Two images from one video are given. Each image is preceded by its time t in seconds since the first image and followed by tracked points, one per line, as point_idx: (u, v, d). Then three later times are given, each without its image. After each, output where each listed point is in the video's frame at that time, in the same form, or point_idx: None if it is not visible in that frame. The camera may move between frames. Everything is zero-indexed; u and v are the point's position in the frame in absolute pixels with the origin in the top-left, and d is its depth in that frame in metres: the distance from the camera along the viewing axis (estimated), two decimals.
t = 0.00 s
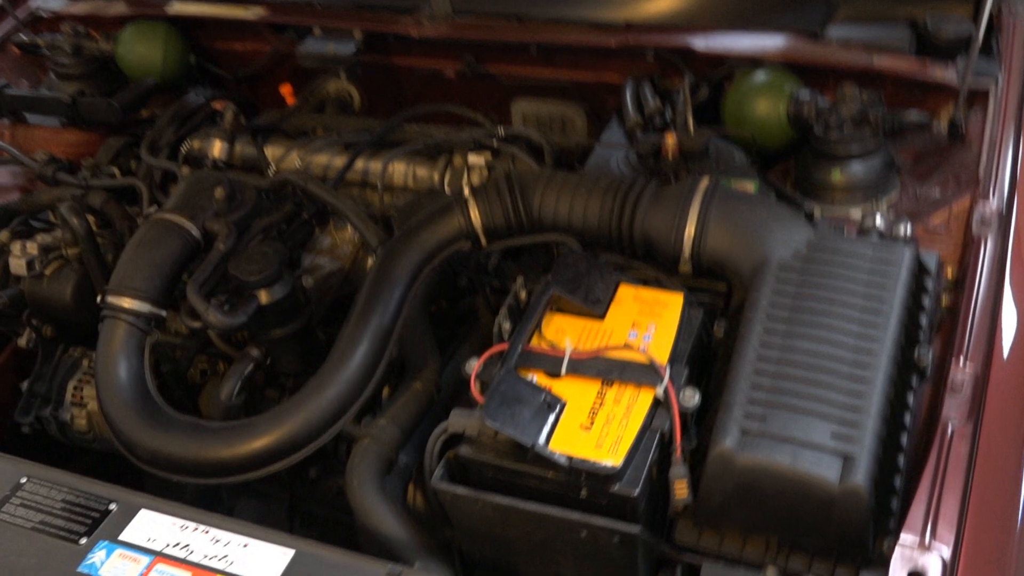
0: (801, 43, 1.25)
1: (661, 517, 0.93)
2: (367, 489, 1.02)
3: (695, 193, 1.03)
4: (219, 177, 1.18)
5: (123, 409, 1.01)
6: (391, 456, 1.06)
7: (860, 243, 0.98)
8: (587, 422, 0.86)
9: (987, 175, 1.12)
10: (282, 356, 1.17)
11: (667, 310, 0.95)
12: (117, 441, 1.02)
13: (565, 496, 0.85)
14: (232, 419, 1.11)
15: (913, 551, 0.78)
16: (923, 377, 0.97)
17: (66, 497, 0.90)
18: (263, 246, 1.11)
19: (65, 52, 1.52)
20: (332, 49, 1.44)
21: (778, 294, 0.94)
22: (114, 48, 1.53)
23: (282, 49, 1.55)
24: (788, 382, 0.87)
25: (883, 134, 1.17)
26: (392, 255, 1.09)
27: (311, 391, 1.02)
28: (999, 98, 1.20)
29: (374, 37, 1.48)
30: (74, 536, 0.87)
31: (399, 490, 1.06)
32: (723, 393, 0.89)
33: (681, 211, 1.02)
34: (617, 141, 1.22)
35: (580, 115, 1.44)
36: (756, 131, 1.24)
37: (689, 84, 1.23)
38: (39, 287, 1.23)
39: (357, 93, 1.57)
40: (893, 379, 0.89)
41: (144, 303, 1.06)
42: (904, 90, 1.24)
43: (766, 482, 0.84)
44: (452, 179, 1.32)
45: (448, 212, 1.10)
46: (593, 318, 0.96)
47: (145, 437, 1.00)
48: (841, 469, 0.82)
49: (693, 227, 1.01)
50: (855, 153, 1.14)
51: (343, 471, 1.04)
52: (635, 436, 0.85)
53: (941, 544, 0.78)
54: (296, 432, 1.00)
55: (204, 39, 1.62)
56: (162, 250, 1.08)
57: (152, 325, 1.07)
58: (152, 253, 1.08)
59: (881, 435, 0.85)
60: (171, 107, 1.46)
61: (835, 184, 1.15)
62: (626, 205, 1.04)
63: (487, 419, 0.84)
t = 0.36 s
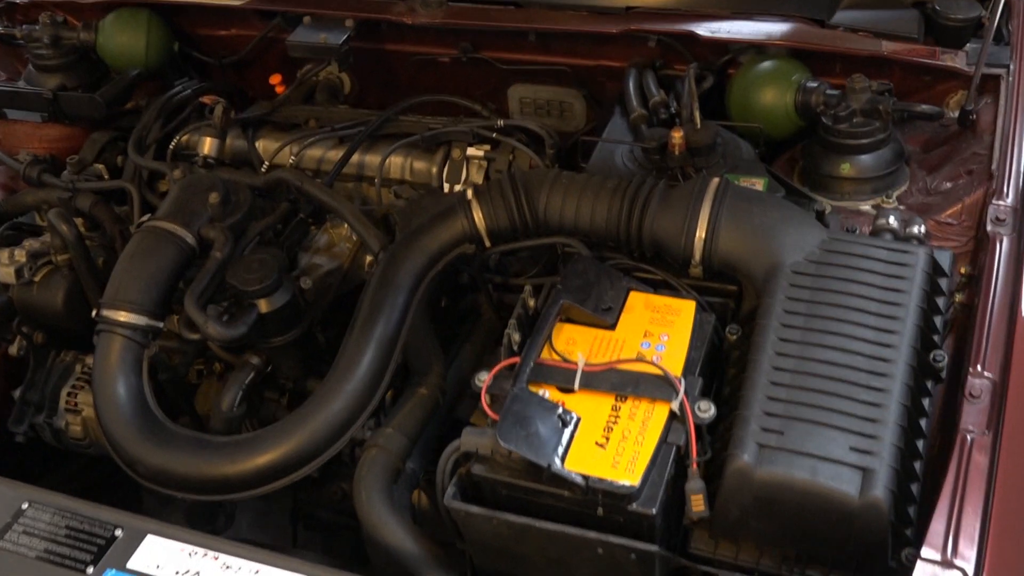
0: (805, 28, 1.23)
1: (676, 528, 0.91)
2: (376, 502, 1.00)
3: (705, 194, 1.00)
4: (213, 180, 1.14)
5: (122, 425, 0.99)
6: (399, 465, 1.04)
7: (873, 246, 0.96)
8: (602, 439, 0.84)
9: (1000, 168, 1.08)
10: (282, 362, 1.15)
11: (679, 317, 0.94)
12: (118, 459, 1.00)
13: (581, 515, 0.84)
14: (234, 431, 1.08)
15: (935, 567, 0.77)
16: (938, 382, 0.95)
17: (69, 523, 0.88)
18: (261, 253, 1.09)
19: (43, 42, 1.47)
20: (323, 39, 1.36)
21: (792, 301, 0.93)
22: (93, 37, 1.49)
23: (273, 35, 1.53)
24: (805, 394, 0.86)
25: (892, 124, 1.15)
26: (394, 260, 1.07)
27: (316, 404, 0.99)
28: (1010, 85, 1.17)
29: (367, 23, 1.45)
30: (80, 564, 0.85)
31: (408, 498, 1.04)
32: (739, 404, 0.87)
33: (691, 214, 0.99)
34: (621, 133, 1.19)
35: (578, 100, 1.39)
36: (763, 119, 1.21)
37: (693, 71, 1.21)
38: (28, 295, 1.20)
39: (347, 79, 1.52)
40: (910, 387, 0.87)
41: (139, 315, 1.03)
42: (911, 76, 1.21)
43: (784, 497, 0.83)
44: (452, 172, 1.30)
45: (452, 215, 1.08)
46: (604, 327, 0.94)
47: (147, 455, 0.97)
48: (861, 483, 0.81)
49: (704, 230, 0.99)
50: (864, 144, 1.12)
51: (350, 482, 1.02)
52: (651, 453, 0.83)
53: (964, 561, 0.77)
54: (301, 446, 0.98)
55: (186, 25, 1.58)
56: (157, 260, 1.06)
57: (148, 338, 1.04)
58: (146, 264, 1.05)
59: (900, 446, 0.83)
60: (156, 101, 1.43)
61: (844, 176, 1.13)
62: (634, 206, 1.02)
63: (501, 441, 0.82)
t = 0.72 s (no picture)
0: (815, 21, 1.20)
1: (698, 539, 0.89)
2: (393, 517, 0.98)
3: (719, 198, 0.98)
4: (213, 186, 1.12)
5: (129, 443, 0.97)
6: (413, 475, 1.02)
7: (891, 250, 0.94)
8: (620, 458, 0.83)
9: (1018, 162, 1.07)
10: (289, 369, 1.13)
11: (695, 327, 0.92)
12: (125, 477, 0.98)
13: (600, 535, 0.83)
14: (242, 443, 1.06)
15: None
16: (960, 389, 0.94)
17: (77, 550, 0.87)
18: (264, 262, 1.06)
19: (30, 39, 1.44)
20: (320, 35, 1.35)
21: (809, 310, 0.91)
22: (81, 32, 1.45)
23: (270, 27, 1.50)
24: (825, 407, 0.84)
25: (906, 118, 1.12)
26: (401, 269, 1.05)
27: (325, 418, 0.98)
28: None
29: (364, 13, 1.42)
30: None
31: (422, 507, 1.02)
32: (758, 419, 0.86)
33: (705, 219, 0.97)
34: (630, 130, 1.17)
35: (584, 88, 1.38)
36: (772, 114, 1.19)
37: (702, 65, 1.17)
38: (25, 304, 1.17)
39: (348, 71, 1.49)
40: (932, 398, 0.86)
41: (140, 331, 1.01)
42: (924, 65, 1.19)
43: (806, 514, 0.81)
44: (456, 168, 1.28)
45: (458, 221, 1.05)
46: (618, 339, 0.92)
47: (154, 471, 0.96)
48: (883, 499, 0.80)
49: (718, 236, 0.97)
50: (878, 140, 1.09)
51: (361, 495, 1.00)
52: (671, 472, 0.81)
53: None
54: (312, 461, 0.96)
55: (178, 16, 1.55)
56: (156, 273, 1.03)
57: (150, 352, 1.03)
58: (146, 277, 1.03)
59: (923, 460, 0.82)
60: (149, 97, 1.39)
61: (858, 172, 1.11)
62: (646, 211, 0.99)
63: (517, 463, 0.81)
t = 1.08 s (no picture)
0: (826, 16, 1.18)
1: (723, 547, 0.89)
2: (411, 527, 0.97)
3: (735, 202, 0.96)
4: (218, 191, 1.10)
5: (141, 458, 0.96)
6: (430, 485, 1.01)
7: (912, 254, 0.93)
8: (642, 471, 0.82)
9: None
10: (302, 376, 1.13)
11: (715, 335, 0.90)
12: (138, 493, 0.97)
13: (626, 549, 0.82)
14: (254, 453, 1.05)
15: None
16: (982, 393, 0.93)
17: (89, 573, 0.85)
18: (273, 271, 1.05)
19: (26, 39, 1.42)
20: (323, 34, 1.33)
21: (831, 316, 0.89)
22: (78, 32, 1.43)
23: (272, 23, 1.48)
24: (849, 417, 0.83)
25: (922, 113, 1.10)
26: (412, 277, 1.03)
27: (340, 430, 0.97)
28: None
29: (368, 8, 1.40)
30: None
31: (443, 515, 1.02)
32: (781, 429, 0.85)
33: (721, 224, 0.95)
34: (643, 129, 1.16)
35: (594, 82, 1.36)
36: (787, 112, 1.17)
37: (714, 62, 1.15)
38: (30, 313, 1.16)
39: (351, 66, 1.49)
40: (957, 406, 0.85)
41: (147, 344, 1.00)
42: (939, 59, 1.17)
43: (833, 527, 0.80)
44: (465, 168, 1.27)
45: (470, 226, 1.03)
46: (636, 348, 0.91)
47: (168, 487, 0.95)
48: (911, 511, 0.79)
49: (735, 241, 0.95)
50: (896, 138, 1.08)
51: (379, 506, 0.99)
52: (695, 486, 0.80)
53: None
54: (330, 475, 0.95)
55: (178, 13, 1.53)
56: (161, 284, 1.01)
57: (159, 365, 1.01)
58: (151, 289, 1.01)
59: (950, 470, 0.81)
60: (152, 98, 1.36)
61: (875, 170, 1.09)
62: (662, 216, 0.97)
63: (537, 482, 0.80)
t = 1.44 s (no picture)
0: (839, 12, 1.18)
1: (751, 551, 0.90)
2: (438, 533, 0.97)
3: (757, 201, 0.96)
4: (231, 195, 1.08)
5: (163, 469, 0.95)
6: (455, 489, 1.01)
7: (936, 252, 0.93)
8: (675, 476, 0.81)
9: None
10: (320, 381, 1.12)
11: (741, 337, 0.90)
12: (160, 504, 0.96)
13: (660, 554, 0.82)
14: (275, 459, 1.05)
15: None
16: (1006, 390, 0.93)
17: None
18: (291, 276, 1.03)
19: (26, 40, 1.40)
20: (330, 33, 1.31)
21: (857, 317, 0.89)
22: (79, 32, 1.42)
23: (276, 21, 1.46)
24: (879, 419, 0.83)
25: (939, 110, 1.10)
26: (431, 281, 1.02)
27: (364, 437, 0.96)
28: None
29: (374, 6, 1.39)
30: None
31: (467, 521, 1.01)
32: (812, 431, 0.85)
33: (743, 225, 0.95)
34: (658, 128, 1.16)
35: (603, 80, 1.36)
36: (799, 109, 1.17)
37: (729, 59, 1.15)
38: (40, 322, 1.14)
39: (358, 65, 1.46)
40: (986, 405, 0.85)
41: (167, 352, 0.98)
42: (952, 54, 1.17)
43: (867, 528, 0.81)
44: (478, 169, 1.27)
45: (489, 228, 1.02)
46: (662, 351, 0.90)
47: (191, 497, 0.94)
48: (945, 512, 0.79)
49: (758, 242, 0.95)
50: (911, 136, 1.08)
51: (405, 512, 0.99)
52: (729, 490, 0.80)
53: None
54: (355, 483, 0.94)
55: (180, 12, 1.52)
56: (178, 290, 1.00)
57: (177, 373, 1.00)
58: (168, 295, 0.99)
59: (981, 470, 0.81)
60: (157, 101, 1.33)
61: (891, 168, 1.09)
62: (684, 216, 0.97)
63: (571, 489, 0.79)
